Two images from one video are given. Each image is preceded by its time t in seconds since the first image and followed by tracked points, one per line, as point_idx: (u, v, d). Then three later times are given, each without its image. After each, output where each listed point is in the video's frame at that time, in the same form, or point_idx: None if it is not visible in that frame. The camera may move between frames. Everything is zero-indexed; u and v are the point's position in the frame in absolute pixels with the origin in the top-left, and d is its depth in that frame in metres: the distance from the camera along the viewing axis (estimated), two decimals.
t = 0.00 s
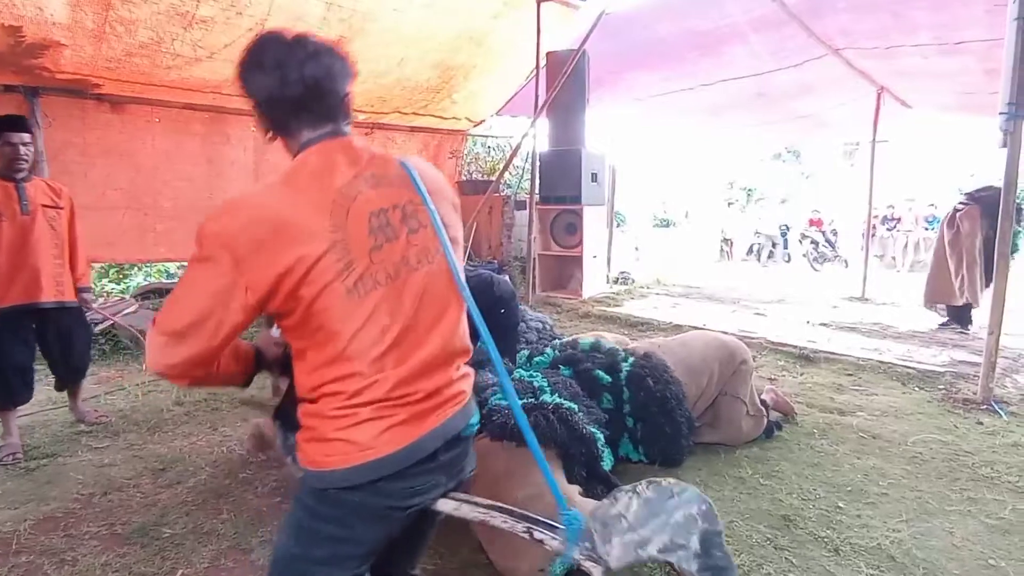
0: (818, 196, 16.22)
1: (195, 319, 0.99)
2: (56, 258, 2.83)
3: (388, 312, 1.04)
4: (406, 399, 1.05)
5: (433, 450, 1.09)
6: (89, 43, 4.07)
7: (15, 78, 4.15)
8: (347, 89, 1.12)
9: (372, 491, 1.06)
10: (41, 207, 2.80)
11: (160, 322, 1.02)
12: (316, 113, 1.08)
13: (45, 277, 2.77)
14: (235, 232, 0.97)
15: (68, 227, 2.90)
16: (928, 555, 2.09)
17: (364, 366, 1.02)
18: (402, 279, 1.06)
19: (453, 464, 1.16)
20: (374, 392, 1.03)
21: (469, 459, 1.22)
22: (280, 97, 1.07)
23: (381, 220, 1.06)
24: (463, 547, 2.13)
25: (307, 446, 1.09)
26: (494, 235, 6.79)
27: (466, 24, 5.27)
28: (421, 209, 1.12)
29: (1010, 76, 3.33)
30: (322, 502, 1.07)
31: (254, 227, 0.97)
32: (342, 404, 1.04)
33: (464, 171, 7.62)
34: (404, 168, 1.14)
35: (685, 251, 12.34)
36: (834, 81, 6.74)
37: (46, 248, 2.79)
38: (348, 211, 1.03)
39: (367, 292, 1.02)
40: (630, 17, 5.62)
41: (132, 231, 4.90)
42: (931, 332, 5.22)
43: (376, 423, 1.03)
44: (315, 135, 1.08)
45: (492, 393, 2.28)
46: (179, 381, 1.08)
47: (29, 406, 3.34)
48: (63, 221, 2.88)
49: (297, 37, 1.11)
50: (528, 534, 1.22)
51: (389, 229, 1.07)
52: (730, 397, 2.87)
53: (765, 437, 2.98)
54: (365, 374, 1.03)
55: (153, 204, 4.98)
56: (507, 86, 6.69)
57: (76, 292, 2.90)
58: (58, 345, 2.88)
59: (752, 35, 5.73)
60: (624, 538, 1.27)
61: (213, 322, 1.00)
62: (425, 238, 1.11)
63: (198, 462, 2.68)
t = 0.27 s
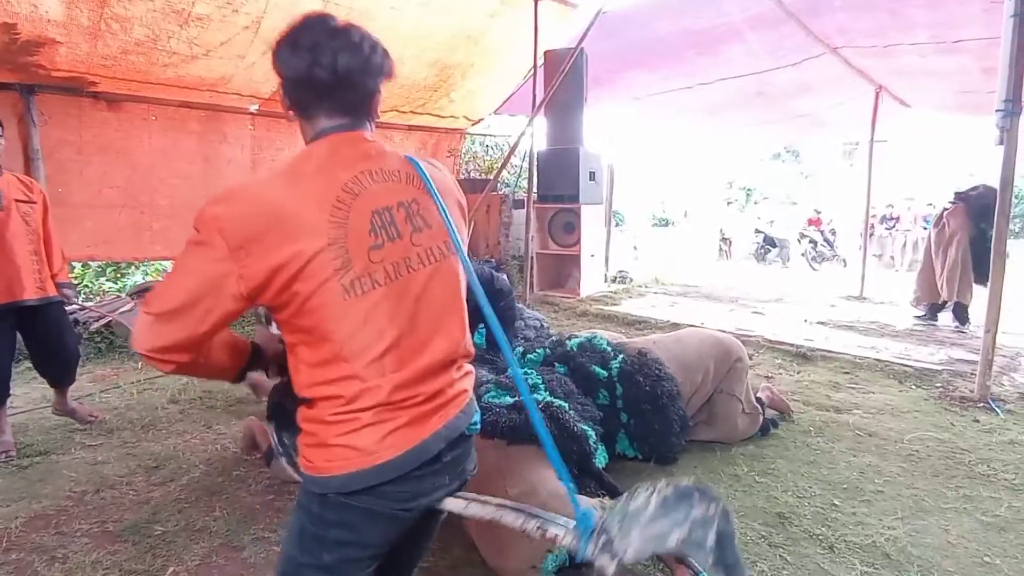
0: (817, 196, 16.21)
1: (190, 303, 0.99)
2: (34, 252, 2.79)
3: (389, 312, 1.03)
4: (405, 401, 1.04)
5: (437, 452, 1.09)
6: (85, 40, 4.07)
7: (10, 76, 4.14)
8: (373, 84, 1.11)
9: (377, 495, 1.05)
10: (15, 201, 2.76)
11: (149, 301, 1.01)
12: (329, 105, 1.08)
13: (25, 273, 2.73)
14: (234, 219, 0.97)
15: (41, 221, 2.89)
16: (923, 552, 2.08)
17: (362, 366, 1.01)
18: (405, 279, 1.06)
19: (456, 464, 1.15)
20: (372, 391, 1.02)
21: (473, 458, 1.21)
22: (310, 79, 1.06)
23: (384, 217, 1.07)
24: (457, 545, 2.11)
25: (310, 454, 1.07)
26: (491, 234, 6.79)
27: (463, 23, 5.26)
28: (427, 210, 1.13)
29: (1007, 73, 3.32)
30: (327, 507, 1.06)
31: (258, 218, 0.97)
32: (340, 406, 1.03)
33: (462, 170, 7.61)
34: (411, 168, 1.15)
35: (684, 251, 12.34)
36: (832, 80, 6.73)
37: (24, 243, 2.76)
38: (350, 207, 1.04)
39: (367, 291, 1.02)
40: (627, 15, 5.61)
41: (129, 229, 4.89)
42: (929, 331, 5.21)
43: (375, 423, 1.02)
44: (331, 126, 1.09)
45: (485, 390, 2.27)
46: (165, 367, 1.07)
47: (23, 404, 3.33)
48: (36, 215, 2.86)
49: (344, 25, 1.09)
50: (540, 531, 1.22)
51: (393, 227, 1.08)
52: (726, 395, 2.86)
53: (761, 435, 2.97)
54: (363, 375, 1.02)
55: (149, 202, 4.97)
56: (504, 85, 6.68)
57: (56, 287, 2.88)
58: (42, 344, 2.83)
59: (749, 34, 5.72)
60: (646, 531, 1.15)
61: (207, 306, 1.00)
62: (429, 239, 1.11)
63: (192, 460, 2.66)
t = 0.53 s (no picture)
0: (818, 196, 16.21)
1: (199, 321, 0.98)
2: (28, 251, 2.75)
3: (396, 319, 1.04)
4: (415, 408, 1.06)
5: (436, 465, 1.08)
6: (86, 39, 4.07)
7: (11, 75, 4.15)
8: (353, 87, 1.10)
9: (376, 506, 1.05)
10: (8, 199, 2.71)
11: (154, 321, 1.01)
12: (322, 113, 1.06)
13: (20, 273, 2.71)
14: (241, 233, 0.95)
15: (36, 218, 2.84)
16: (925, 550, 2.08)
17: (369, 372, 1.02)
18: (411, 286, 1.07)
19: (457, 480, 1.15)
20: (381, 401, 1.03)
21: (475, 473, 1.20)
22: (285, 93, 1.04)
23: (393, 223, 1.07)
24: (460, 543, 2.11)
25: (305, 457, 1.08)
26: (492, 233, 6.79)
27: (464, 22, 5.27)
28: (433, 214, 1.14)
29: (1008, 72, 3.32)
30: (319, 520, 1.06)
31: (267, 230, 0.96)
32: (345, 412, 1.03)
33: (463, 169, 7.62)
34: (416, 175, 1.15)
35: (684, 250, 12.34)
36: (832, 79, 6.74)
37: (19, 243, 2.72)
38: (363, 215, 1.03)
39: (380, 300, 1.03)
40: (628, 15, 5.62)
41: (130, 228, 4.89)
42: (930, 330, 5.21)
43: (384, 432, 1.03)
44: (322, 135, 1.07)
45: (488, 389, 2.27)
46: (168, 387, 1.06)
47: (25, 402, 3.34)
48: (31, 212, 2.81)
49: (305, 31, 1.08)
50: (551, 532, 1.25)
51: (403, 230, 1.08)
52: (727, 393, 2.86)
53: (763, 434, 2.97)
54: (371, 381, 1.02)
55: (150, 201, 4.97)
56: (505, 84, 6.69)
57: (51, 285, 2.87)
58: (41, 343, 2.83)
59: (750, 33, 5.72)
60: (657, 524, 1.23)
61: (216, 325, 0.99)
62: (434, 246, 1.13)
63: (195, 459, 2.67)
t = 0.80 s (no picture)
0: (819, 195, 16.21)
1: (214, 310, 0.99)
2: (38, 251, 2.75)
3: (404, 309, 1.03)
4: (422, 394, 1.05)
5: (451, 442, 1.08)
6: (93, 38, 4.07)
7: (18, 74, 4.15)
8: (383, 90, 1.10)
9: (392, 485, 1.05)
10: (17, 199, 2.72)
11: (175, 312, 1.02)
12: (344, 110, 1.07)
13: (30, 273, 2.71)
14: (254, 225, 0.97)
15: (46, 218, 2.83)
16: (939, 549, 2.08)
17: (378, 360, 1.02)
18: (418, 276, 1.06)
19: (470, 454, 1.16)
20: (391, 388, 1.02)
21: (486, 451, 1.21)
22: (319, 85, 1.05)
23: (397, 217, 1.06)
24: (472, 541, 2.11)
25: (328, 440, 1.07)
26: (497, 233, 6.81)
27: (469, 22, 5.27)
28: (437, 211, 1.13)
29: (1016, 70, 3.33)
30: (342, 494, 1.05)
31: (274, 219, 0.97)
32: (359, 400, 1.03)
33: (467, 169, 7.62)
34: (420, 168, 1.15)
35: (687, 250, 12.35)
36: (836, 79, 6.73)
37: (27, 243, 2.72)
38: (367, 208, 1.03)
39: (386, 289, 1.02)
40: (633, 14, 5.62)
41: (135, 227, 4.89)
42: (935, 330, 5.21)
43: (394, 417, 1.03)
44: (342, 131, 1.07)
45: (499, 389, 2.26)
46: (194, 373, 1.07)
47: (34, 401, 3.34)
48: (41, 213, 2.80)
49: (353, 33, 1.08)
50: (556, 514, 1.27)
51: (406, 229, 1.07)
52: (737, 393, 2.86)
53: (772, 433, 2.97)
54: (381, 369, 1.02)
55: (156, 200, 4.96)
56: (510, 84, 6.69)
57: (60, 288, 2.85)
58: (47, 345, 2.81)
59: (755, 33, 5.71)
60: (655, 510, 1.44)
61: (230, 316, 1.00)
62: (440, 239, 1.11)
63: (205, 458, 2.66)
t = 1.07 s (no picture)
0: (821, 195, 16.19)
1: (194, 310, 0.98)
2: (47, 250, 2.75)
3: (384, 299, 0.99)
4: (404, 390, 1.01)
5: (427, 439, 1.03)
6: (97, 37, 4.07)
7: (23, 73, 4.14)
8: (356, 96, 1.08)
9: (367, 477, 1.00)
10: (27, 198, 2.71)
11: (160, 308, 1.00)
12: (321, 117, 1.05)
13: (40, 271, 2.70)
14: (234, 220, 0.95)
15: (55, 216, 2.83)
16: (951, 548, 2.07)
17: (357, 354, 0.98)
18: (398, 270, 1.02)
19: (452, 450, 1.09)
20: (371, 382, 0.99)
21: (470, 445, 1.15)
22: (286, 98, 1.04)
23: (378, 211, 1.02)
24: (480, 541, 2.10)
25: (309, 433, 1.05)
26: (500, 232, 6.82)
27: (474, 21, 5.26)
28: (420, 207, 1.08)
29: None
30: (319, 481, 1.01)
31: (252, 214, 0.95)
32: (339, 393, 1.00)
33: (470, 168, 7.62)
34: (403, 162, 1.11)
35: (689, 250, 12.35)
36: (840, 78, 6.73)
37: (36, 242, 2.71)
38: (349, 205, 1.00)
39: (365, 283, 0.99)
40: (637, 13, 5.61)
41: (139, 226, 4.88)
42: (940, 329, 5.20)
43: (374, 411, 0.99)
44: (319, 134, 1.05)
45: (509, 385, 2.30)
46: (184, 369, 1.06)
47: (40, 400, 3.33)
48: (50, 211, 2.80)
49: (313, 43, 1.07)
50: (523, 518, 1.18)
51: (387, 224, 1.03)
52: (745, 393, 2.86)
53: (780, 432, 2.96)
54: (361, 360, 0.98)
55: (160, 199, 4.96)
56: (513, 84, 6.69)
57: (68, 287, 2.83)
58: (54, 344, 2.80)
59: (759, 32, 5.71)
60: (620, 520, 1.17)
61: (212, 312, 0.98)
62: (424, 234, 1.06)
63: (212, 457, 2.65)
